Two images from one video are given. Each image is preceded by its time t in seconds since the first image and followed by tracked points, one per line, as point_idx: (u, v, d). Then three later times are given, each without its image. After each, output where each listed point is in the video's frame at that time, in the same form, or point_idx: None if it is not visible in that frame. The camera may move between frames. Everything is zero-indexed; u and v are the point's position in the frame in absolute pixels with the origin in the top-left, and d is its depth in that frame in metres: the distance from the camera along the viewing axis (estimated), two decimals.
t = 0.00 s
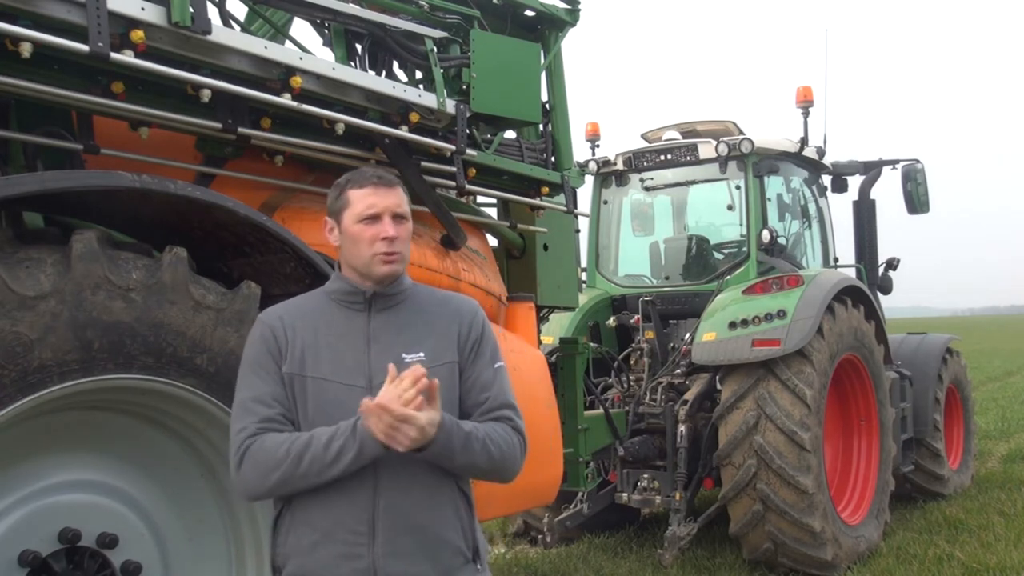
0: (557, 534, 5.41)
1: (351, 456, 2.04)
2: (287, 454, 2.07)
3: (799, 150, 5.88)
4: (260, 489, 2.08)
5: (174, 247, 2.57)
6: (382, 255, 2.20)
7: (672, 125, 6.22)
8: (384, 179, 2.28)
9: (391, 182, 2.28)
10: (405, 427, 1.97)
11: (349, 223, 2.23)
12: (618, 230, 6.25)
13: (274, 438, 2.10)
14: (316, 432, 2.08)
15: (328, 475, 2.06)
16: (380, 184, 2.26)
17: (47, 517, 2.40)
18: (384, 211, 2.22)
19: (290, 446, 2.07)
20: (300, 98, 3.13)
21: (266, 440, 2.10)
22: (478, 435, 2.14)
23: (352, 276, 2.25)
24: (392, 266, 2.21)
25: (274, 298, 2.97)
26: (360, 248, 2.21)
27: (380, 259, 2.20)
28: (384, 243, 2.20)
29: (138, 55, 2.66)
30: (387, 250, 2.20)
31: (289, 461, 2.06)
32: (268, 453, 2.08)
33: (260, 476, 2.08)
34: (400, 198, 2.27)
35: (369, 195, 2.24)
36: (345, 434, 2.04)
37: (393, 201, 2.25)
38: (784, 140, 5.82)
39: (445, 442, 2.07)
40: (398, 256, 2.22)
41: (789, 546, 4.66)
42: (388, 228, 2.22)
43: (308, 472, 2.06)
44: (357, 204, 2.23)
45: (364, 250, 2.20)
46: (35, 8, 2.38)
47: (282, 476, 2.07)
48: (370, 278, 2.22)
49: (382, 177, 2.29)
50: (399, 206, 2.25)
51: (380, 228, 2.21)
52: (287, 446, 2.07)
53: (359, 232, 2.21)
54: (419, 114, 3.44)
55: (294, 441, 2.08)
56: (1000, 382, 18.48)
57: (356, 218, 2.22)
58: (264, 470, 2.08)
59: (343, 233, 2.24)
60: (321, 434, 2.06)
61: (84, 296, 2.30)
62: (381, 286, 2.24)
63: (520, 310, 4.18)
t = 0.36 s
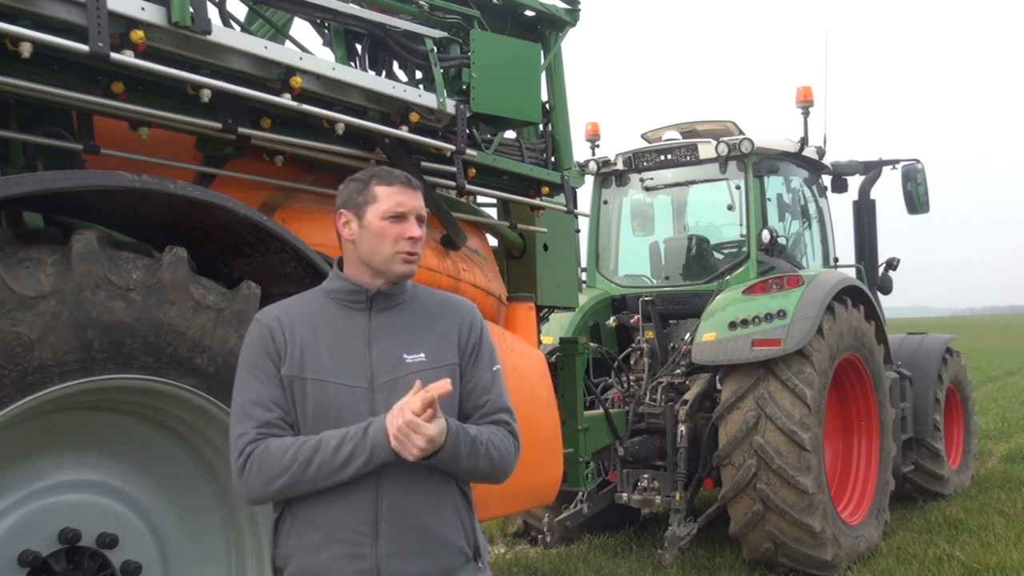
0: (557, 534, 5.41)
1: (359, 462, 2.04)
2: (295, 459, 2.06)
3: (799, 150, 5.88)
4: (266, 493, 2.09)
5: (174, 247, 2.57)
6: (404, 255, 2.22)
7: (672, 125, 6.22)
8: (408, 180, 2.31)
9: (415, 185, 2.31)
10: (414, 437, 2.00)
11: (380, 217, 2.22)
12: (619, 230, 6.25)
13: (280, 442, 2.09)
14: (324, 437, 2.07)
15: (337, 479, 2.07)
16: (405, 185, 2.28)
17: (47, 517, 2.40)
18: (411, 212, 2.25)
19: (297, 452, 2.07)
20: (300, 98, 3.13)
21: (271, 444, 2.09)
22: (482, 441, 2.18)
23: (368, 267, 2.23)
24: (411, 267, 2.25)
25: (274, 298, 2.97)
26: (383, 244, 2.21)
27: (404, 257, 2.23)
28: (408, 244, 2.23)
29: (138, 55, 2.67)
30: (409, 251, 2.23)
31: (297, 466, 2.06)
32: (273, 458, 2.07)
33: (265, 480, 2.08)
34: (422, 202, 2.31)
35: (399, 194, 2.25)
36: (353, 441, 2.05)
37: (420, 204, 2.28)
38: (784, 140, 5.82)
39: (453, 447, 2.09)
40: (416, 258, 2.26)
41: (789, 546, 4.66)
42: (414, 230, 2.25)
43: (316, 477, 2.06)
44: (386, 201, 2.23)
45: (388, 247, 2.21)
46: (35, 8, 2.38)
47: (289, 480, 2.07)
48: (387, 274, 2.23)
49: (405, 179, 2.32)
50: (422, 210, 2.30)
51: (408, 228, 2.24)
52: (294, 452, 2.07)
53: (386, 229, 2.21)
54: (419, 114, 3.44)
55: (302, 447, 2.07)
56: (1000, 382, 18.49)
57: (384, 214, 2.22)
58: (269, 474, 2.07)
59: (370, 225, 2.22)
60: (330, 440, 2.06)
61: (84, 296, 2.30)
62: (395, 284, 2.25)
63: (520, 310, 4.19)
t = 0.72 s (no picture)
0: (557, 534, 5.41)
1: (367, 468, 2.05)
2: (303, 463, 2.06)
3: (799, 150, 5.88)
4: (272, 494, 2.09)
5: (174, 247, 2.57)
6: (404, 265, 2.22)
7: (672, 125, 6.22)
8: (412, 188, 2.28)
9: (420, 193, 2.29)
10: (424, 448, 2.00)
11: (382, 227, 2.21)
12: (619, 230, 6.25)
13: (287, 445, 2.09)
14: (331, 440, 2.07)
15: (344, 483, 2.08)
16: (410, 194, 2.27)
17: (47, 517, 2.40)
18: (413, 222, 2.24)
19: (303, 455, 2.07)
20: (300, 98, 3.13)
21: (277, 447, 2.08)
22: (488, 445, 2.18)
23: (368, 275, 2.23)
24: (411, 277, 2.24)
25: (274, 298, 2.97)
26: (383, 253, 2.20)
27: (405, 267, 2.22)
28: (408, 254, 2.22)
29: (138, 55, 2.66)
30: (409, 261, 2.22)
31: (306, 470, 2.06)
32: (280, 461, 2.07)
33: (272, 483, 2.08)
34: (425, 211, 2.29)
35: (403, 203, 2.23)
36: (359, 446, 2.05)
37: (423, 213, 2.27)
38: (784, 140, 5.82)
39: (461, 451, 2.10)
40: (417, 268, 2.26)
41: (789, 546, 4.66)
42: (416, 240, 2.24)
43: (323, 481, 2.06)
44: (389, 210, 2.22)
45: (388, 256, 2.20)
46: (35, 8, 2.38)
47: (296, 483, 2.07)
48: (386, 283, 2.23)
49: (410, 186, 2.30)
50: (425, 219, 2.28)
51: (410, 238, 2.23)
52: (300, 456, 2.06)
53: (387, 238, 2.20)
54: (419, 114, 3.44)
55: (310, 451, 2.07)
56: (1000, 382, 18.49)
57: (386, 223, 2.21)
58: (276, 477, 2.07)
59: (372, 234, 2.21)
60: (337, 444, 2.06)
61: (83, 296, 2.30)
62: (394, 292, 2.25)
63: (520, 311, 4.18)
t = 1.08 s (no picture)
0: (557, 534, 5.41)
1: (365, 469, 2.05)
2: (302, 462, 2.06)
3: (799, 150, 5.88)
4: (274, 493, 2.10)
5: (174, 247, 2.57)
6: (395, 263, 2.21)
7: (672, 125, 6.22)
8: (401, 185, 2.27)
9: (409, 190, 2.27)
10: (422, 450, 1.99)
11: (368, 228, 2.21)
12: (619, 230, 6.25)
13: (287, 444, 2.09)
14: (331, 441, 2.07)
15: (343, 483, 2.08)
16: (398, 191, 2.25)
17: (47, 517, 2.40)
18: (402, 220, 2.22)
19: (303, 455, 2.07)
20: (300, 98, 3.13)
21: (278, 447, 2.08)
22: (488, 447, 2.17)
23: (362, 278, 2.24)
24: (406, 275, 2.22)
25: (274, 298, 2.97)
26: (373, 253, 2.21)
27: (396, 266, 2.21)
28: (399, 252, 2.21)
29: (138, 55, 2.67)
30: (401, 259, 2.21)
31: (303, 470, 2.06)
32: (279, 460, 2.07)
33: (271, 483, 2.08)
34: (416, 207, 2.26)
35: (388, 202, 2.22)
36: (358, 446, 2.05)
37: (412, 209, 2.24)
38: (784, 140, 5.83)
39: (461, 452, 2.09)
40: (412, 265, 2.24)
41: (789, 546, 4.66)
42: (406, 237, 2.22)
43: (323, 481, 2.07)
44: (374, 211, 2.21)
45: (377, 256, 2.20)
46: (36, 8, 2.38)
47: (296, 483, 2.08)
48: (381, 284, 2.23)
49: (400, 183, 2.28)
50: (416, 215, 2.25)
51: (398, 237, 2.21)
52: (300, 456, 2.07)
53: (375, 238, 2.20)
54: (419, 114, 3.44)
55: (308, 451, 2.07)
56: (1000, 382, 18.49)
57: (373, 223, 2.21)
58: (275, 477, 2.08)
59: (360, 238, 2.22)
60: (335, 444, 2.06)
61: (84, 296, 2.30)
62: (392, 292, 2.24)
63: (520, 311, 4.18)
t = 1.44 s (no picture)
0: (557, 534, 5.41)
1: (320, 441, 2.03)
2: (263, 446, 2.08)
3: (799, 150, 5.88)
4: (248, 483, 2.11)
5: (174, 247, 2.57)
6: (376, 276, 2.18)
7: (672, 125, 6.22)
8: (374, 194, 2.19)
9: (382, 198, 2.18)
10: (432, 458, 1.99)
11: (345, 243, 2.19)
12: (619, 230, 6.25)
13: (251, 430, 2.10)
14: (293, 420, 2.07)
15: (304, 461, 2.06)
16: (371, 202, 2.17)
17: (47, 517, 2.40)
18: (376, 233, 2.16)
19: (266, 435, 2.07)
20: (300, 98, 3.13)
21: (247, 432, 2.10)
22: (490, 447, 2.14)
23: (353, 287, 2.25)
24: (390, 284, 2.19)
25: (274, 298, 2.98)
26: (355, 267, 2.20)
27: (375, 278, 2.18)
28: (378, 265, 2.17)
29: (138, 55, 2.66)
30: (381, 271, 2.17)
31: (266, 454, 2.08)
32: (245, 444, 2.10)
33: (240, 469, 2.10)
34: (393, 214, 2.18)
35: (359, 215, 2.17)
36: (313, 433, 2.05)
37: (386, 219, 2.16)
38: (784, 140, 5.83)
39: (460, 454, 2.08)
40: (395, 273, 2.19)
41: (789, 546, 4.66)
42: (380, 249, 2.16)
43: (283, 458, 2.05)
44: (347, 226, 2.18)
45: (359, 270, 2.19)
46: (36, 8, 2.38)
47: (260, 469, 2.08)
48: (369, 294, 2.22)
49: (376, 190, 2.20)
50: (392, 223, 2.17)
51: (373, 250, 2.17)
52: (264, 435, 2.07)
53: (353, 253, 2.18)
54: (419, 114, 3.44)
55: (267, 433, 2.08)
56: (999, 382, 18.50)
57: (348, 239, 2.18)
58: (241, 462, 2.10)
59: (342, 251, 2.21)
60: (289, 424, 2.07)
61: (84, 296, 2.30)
62: (384, 299, 2.23)
63: (520, 310, 4.18)
